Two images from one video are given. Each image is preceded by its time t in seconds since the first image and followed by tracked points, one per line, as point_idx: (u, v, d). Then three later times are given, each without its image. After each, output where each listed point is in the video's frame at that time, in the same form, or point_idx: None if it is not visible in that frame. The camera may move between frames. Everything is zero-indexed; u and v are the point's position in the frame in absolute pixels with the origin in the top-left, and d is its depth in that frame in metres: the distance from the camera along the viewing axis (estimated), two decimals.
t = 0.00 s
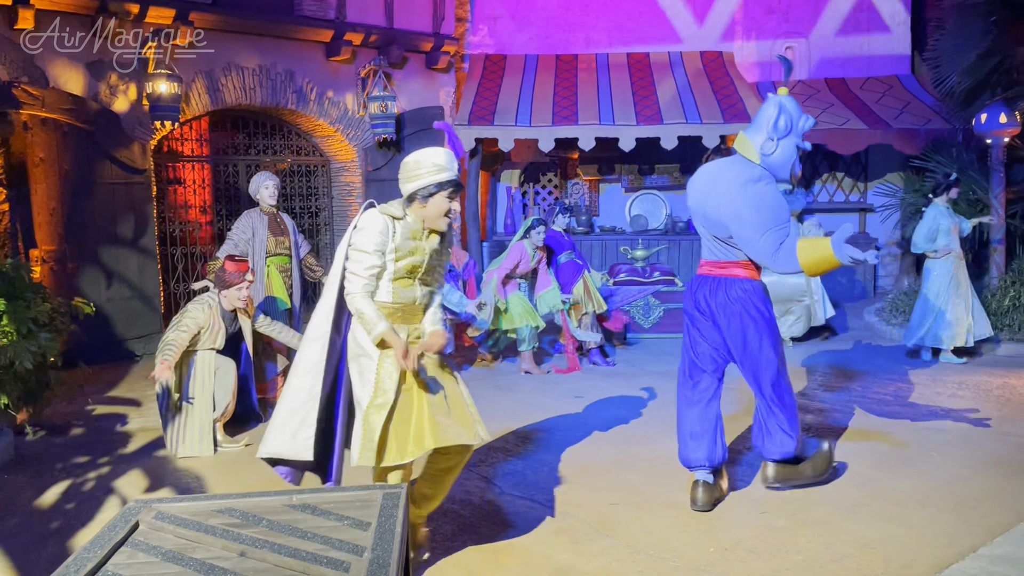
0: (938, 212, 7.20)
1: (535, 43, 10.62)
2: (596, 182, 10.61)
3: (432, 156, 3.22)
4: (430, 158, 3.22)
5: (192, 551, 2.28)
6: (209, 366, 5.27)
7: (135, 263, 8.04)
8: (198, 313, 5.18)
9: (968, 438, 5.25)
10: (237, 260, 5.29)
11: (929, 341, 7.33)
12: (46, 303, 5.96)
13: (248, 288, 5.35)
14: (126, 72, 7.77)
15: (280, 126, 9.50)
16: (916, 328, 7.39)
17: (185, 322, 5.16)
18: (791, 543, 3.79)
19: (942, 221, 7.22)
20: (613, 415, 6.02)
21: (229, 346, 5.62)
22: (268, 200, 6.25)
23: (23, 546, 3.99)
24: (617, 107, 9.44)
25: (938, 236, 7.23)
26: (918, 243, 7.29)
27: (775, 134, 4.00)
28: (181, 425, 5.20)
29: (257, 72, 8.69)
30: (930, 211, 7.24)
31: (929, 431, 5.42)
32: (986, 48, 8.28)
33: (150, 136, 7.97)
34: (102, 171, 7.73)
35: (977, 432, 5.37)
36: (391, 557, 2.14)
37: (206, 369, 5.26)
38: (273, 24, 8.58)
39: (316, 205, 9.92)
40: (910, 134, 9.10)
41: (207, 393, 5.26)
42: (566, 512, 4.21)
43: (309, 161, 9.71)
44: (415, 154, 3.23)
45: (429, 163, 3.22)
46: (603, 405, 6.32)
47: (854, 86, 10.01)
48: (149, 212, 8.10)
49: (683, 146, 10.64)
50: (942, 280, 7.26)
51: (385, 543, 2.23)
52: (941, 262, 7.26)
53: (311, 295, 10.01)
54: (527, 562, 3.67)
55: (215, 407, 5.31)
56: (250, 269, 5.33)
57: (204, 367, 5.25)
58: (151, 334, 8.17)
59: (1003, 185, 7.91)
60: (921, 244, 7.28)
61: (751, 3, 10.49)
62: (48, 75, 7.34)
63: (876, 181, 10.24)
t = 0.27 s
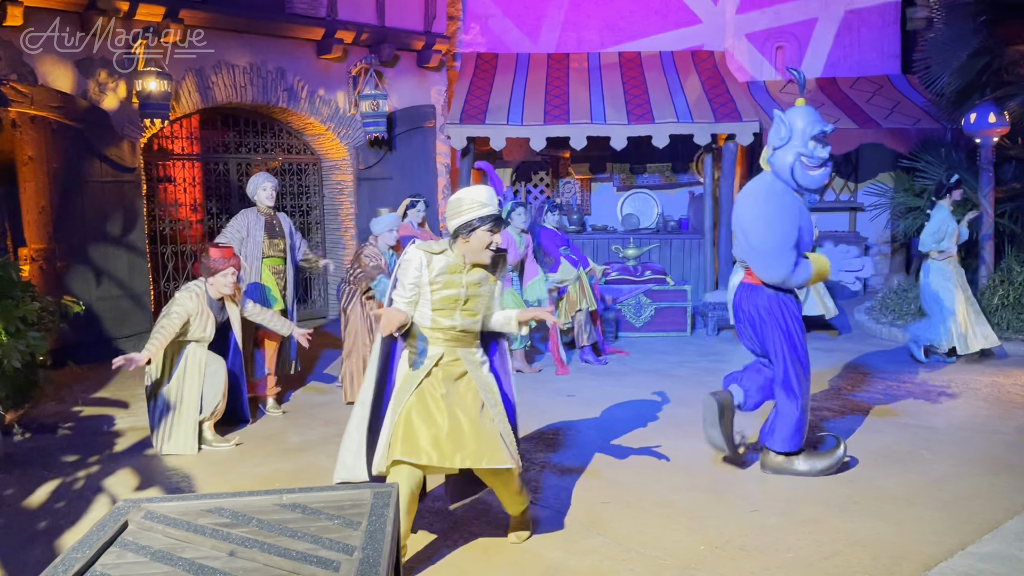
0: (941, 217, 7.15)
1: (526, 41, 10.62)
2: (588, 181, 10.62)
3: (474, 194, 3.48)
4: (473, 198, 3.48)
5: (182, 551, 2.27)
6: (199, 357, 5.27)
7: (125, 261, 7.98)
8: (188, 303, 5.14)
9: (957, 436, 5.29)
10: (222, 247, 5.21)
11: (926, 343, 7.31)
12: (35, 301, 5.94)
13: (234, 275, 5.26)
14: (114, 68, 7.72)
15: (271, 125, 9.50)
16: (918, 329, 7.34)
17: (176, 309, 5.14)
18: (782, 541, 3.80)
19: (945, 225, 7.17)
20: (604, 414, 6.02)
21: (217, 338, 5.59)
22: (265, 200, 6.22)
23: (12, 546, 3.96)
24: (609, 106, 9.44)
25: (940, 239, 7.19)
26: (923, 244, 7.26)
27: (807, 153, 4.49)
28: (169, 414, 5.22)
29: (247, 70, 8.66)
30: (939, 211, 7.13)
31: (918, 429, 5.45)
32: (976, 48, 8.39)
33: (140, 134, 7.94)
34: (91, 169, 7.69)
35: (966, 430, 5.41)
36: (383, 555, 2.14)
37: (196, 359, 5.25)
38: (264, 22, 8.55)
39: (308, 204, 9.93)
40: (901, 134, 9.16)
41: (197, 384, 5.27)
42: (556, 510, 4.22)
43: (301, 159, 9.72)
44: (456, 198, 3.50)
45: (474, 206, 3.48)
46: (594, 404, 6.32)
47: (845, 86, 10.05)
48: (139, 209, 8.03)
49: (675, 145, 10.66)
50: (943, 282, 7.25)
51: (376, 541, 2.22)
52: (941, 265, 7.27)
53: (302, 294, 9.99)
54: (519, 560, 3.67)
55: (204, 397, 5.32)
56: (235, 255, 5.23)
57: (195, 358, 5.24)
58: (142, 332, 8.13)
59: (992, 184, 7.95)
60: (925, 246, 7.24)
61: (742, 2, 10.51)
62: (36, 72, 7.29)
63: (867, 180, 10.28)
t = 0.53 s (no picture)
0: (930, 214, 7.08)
1: (518, 39, 10.61)
2: (580, 179, 10.61)
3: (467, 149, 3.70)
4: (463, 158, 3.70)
5: (171, 550, 2.26)
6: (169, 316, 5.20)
7: (115, 258, 7.95)
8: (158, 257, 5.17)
9: (946, 433, 5.31)
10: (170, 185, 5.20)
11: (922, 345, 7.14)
12: (24, 299, 5.90)
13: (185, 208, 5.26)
14: (103, 64, 7.68)
15: (261, 123, 9.48)
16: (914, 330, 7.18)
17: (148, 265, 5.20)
18: (772, 539, 3.82)
19: (938, 221, 7.07)
20: (596, 412, 6.02)
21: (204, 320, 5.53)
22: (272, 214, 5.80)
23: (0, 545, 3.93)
24: (600, 105, 9.44)
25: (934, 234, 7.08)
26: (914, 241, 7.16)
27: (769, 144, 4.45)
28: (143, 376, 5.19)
29: (237, 67, 8.63)
30: (930, 210, 7.09)
31: (908, 427, 5.46)
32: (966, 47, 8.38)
33: (130, 131, 7.92)
34: (80, 166, 7.65)
35: (955, 428, 5.44)
36: (372, 554, 2.14)
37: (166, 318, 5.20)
38: (255, 19, 8.50)
39: (298, 202, 9.89)
40: (892, 133, 9.21)
41: (168, 343, 5.20)
42: (548, 509, 4.21)
43: (291, 157, 9.68)
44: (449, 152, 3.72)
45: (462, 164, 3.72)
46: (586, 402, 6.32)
47: (836, 85, 10.08)
48: (128, 204, 7.99)
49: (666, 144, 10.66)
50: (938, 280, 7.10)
51: (366, 540, 2.21)
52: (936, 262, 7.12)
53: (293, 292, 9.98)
54: (510, 558, 3.67)
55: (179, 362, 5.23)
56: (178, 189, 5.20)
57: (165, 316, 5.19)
58: (132, 331, 8.10)
59: (982, 183, 7.97)
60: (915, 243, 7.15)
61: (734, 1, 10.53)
62: (25, 70, 7.24)
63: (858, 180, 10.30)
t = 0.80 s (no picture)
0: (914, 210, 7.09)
1: (510, 37, 10.59)
2: (572, 177, 10.61)
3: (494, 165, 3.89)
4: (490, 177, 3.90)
5: (160, 550, 2.25)
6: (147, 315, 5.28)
7: (104, 257, 7.91)
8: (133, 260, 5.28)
9: (937, 431, 5.33)
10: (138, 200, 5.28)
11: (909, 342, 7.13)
12: (12, 297, 5.86)
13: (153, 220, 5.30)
14: (92, 61, 7.63)
15: (253, 120, 9.44)
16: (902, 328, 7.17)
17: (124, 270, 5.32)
18: (764, 536, 3.81)
19: (927, 216, 7.07)
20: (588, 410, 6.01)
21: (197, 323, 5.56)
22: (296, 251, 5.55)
23: None
24: (593, 102, 9.44)
25: (923, 230, 7.09)
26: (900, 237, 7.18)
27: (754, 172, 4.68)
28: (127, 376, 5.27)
29: (228, 64, 8.59)
30: (907, 206, 7.13)
31: (898, 425, 5.48)
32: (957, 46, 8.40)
33: (119, 128, 7.86)
34: (70, 163, 7.60)
35: (945, 425, 5.46)
36: (363, 553, 2.13)
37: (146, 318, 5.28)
38: (245, 16, 8.47)
39: (289, 200, 9.85)
40: (881, 131, 9.28)
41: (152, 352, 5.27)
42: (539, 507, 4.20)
43: (282, 155, 9.63)
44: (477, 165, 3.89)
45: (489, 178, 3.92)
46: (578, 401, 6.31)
47: (827, 83, 10.10)
48: (118, 203, 7.93)
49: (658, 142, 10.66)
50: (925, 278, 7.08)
51: (357, 539, 2.20)
52: (926, 259, 7.08)
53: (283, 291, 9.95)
54: (502, 557, 3.65)
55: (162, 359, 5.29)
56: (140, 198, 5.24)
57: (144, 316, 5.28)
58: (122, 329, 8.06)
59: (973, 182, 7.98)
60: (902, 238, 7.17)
61: None
62: (13, 66, 7.19)
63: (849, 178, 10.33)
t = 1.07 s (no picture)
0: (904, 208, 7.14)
1: (502, 35, 10.57)
2: (564, 175, 10.61)
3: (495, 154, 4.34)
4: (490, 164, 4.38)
5: (150, 549, 2.24)
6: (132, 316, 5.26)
7: (94, 255, 7.87)
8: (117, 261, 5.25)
9: (926, 428, 5.36)
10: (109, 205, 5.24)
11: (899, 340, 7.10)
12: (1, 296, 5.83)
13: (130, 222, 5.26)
14: (82, 58, 7.57)
15: (245, 117, 9.38)
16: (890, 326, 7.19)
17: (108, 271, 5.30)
18: (756, 534, 3.83)
19: (917, 214, 7.11)
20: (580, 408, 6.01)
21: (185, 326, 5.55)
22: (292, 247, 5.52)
23: None
24: (585, 101, 9.44)
25: (913, 227, 7.15)
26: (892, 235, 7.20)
27: (772, 177, 4.63)
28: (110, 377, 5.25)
29: (219, 61, 8.54)
30: (898, 204, 7.18)
31: (888, 422, 5.50)
32: (947, 44, 8.47)
33: (110, 126, 7.81)
34: (60, 161, 7.56)
35: (935, 422, 5.48)
36: (354, 552, 2.12)
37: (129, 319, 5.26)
38: (237, 13, 8.43)
39: (280, 197, 9.81)
40: (873, 131, 9.25)
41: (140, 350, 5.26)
42: (531, 505, 4.20)
43: (273, 152, 9.59)
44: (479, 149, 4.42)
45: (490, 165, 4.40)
46: (570, 399, 6.32)
47: (819, 82, 10.12)
48: (108, 201, 7.89)
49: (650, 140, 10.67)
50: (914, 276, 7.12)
51: (348, 537, 2.20)
52: (918, 256, 7.14)
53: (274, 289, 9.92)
54: (494, 555, 3.65)
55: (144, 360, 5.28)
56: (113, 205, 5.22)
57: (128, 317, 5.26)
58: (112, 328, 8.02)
59: (963, 180, 8.00)
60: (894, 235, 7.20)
61: None
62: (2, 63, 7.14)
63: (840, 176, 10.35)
